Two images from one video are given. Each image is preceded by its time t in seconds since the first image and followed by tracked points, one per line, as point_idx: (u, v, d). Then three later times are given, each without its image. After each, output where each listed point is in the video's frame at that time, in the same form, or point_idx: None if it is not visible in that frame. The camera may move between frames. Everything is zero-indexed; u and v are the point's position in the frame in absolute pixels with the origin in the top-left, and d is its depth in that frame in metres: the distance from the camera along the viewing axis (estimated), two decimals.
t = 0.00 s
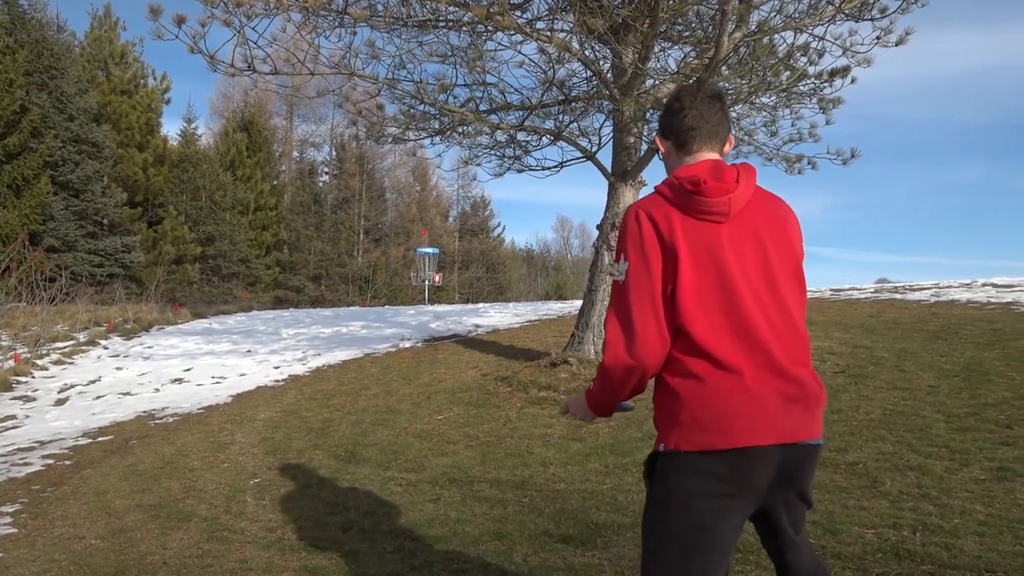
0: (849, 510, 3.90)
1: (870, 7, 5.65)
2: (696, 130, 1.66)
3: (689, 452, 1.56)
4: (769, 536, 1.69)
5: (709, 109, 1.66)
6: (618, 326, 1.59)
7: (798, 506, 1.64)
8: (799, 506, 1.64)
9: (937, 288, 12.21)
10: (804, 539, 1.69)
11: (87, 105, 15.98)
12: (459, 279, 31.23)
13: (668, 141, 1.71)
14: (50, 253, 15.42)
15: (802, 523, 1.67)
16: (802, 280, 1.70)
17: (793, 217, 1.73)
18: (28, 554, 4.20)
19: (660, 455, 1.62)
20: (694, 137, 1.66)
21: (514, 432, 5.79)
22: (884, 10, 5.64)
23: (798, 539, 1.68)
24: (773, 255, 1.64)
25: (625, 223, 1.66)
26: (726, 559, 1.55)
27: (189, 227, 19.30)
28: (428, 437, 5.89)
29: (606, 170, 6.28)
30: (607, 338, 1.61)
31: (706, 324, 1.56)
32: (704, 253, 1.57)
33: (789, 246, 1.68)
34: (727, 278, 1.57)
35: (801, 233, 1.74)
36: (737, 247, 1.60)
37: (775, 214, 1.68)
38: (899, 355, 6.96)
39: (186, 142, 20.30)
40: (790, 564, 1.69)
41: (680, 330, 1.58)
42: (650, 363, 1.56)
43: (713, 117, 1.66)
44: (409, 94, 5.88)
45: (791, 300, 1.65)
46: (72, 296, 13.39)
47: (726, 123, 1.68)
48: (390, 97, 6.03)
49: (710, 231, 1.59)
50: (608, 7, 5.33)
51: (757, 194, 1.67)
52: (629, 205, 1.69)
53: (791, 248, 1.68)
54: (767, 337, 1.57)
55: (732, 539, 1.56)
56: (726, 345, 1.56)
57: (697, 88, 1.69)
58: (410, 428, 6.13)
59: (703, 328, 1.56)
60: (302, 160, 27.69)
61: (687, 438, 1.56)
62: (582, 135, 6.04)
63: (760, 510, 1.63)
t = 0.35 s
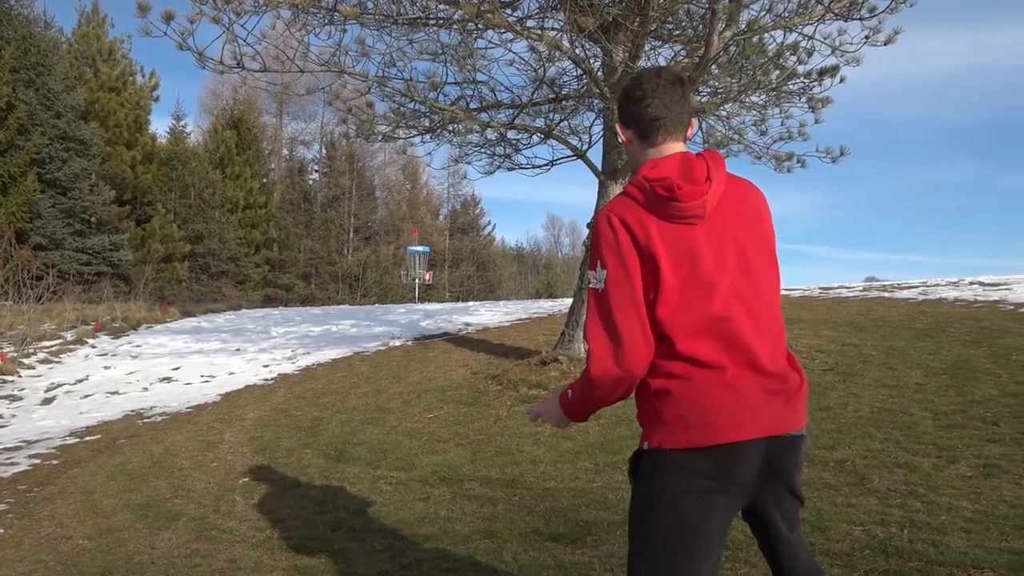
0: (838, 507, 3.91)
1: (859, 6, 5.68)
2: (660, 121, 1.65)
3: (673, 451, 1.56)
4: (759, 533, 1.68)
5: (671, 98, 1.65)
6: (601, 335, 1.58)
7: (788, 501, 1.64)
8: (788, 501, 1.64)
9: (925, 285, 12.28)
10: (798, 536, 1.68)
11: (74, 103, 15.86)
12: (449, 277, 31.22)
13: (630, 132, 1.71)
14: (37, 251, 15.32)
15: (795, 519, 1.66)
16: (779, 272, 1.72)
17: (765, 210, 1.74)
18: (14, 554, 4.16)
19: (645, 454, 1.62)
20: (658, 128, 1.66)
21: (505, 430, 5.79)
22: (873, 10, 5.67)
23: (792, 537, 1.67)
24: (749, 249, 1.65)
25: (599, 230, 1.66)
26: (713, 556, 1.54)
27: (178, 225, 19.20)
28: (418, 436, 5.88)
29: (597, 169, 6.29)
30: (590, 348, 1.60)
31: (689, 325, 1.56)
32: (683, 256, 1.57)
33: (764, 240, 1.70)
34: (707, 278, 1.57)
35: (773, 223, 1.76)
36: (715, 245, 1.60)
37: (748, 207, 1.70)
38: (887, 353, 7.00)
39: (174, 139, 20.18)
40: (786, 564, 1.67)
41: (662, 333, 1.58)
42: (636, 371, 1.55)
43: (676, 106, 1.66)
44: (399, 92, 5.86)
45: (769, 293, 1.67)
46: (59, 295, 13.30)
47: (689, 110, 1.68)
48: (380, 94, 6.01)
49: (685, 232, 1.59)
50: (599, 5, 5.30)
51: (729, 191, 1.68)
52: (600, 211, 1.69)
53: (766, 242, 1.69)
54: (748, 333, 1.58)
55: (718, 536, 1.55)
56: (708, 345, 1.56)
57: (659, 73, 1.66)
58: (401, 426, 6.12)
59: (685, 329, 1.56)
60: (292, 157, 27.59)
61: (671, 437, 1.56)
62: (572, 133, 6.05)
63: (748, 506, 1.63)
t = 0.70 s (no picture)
0: (826, 505, 3.93)
1: (846, 6, 5.71)
2: (638, 117, 1.65)
3: (659, 447, 1.56)
4: (750, 532, 1.68)
5: (648, 94, 1.65)
6: (584, 334, 1.58)
7: (778, 498, 1.63)
8: (779, 499, 1.63)
9: (912, 284, 12.38)
10: (790, 535, 1.67)
11: (61, 101, 15.76)
12: (439, 276, 31.26)
13: (608, 129, 1.71)
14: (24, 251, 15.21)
15: (786, 517, 1.66)
16: (762, 267, 1.72)
17: (745, 203, 1.75)
18: None
19: (632, 453, 1.62)
20: (636, 124, 1.66)
21: (494, 430, 5.79)
22: (860, 10, 5.70)
23: (784, 536, 1.65)
24: (730, 243, 1.65)
25: (578, 228, 1.66)
26: (703, 554, 1.54)
27: (166, 225, 19.10)
28: (408, 435, 5.87)
29: (586, 167, 6.29)
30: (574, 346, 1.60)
31: (672, 321, 1.56)
32: (663, 253, 1.57)
33: (745, 234, 1.70)
34: (688, 274, 1.57)
35: (755, 216, 1.76)
36: (695, 240, 1.60)
37: (728, 201, 1.70)
38: (875, 351, 7.04)
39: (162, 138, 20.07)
40: (780, 564, 1.65)
41: (645, 331, 1.58)
42: (620, 370, 1.55)
43: (653, 102, 1.66)
44: (388, 91, 5.85)
45: (753, 288, 1.67)
46: (46, 295, 13.22)
47: (666, 106, 1.68)
48: (369, 93, 6.00)
49: (665, 228, 1.59)
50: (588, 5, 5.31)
51: (708, 187, 1.69)
52: (579, 209, 1.69)
53: (748, 236, 1.70)
54: (731, 327, 1.59)
55: (707, 534, 1.55)
56: (691, 341, 1.56)
57: (635, 69, 1.66)
58: (390, 426, 6.11)
59: (668, 327, 1.56)
60: (281, 156, 27.50)
61: (657, 434, 1.56)
62: (561, 132, 6.05)
63: (738, 505, 1.63)
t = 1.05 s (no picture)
0: (820, 503, 3.94)
1: (840, 6, 5.72)
2: (633, 114, 1.65)
3: (650, 446, 1.56)
4: (744, 531, 1.68)
5: (643, 89, 1.65)
6: (578, 333, 1.58)
7: (770, 497, 1.63)
8: (771, 497, 1.64)
9: (905, 283, 12.41)
10: (784, 534, 1.67)
11: (54, 101, 15.71)
12: (434, 276, 31.29)
13: (604, 126, 1.71)
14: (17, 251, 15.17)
15: (778, 515, 1.66)
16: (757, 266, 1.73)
17: (741, 203, 1.75)
18: None
19: (624, 454, 1.63)
20: (631, 121, 1.66)
21: (489, 429, 5.79)
22: (854, 9, 5.70)
23: (778, 535, 1.65)
24: (725, 244, 1.66)
25: (573, 227, 1.66)
26: (694, 553, 1.54)
27: (160, 225, 19.05)
28: (403, 435, 5.87)
29: (580, 167, 6.29)
30: (567, 345, 1.60)
31: (665, 321, 1.56)
32: (657, 252, 1.57)
33: (741, 236, 1.70)
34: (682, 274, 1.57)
35: (750, 215, 1.76)
36: (689, 240, 1.61)
37: (724, 201, 1.70)
38: (869, 350, 7.06)
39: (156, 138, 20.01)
40: (775, 563, 1.65)
41: (638, 330, 1.58)
42: (614, 370, 1.55)
43: (649, 98, 1.66)
44: (382, 91, 5.84)
45: (747, 289, 1.67)
46: (40, 295, 13.19)
47: (661, 102, 1.68)
48: (363, 93, 6.00)
49: (660, 228, 1.59)
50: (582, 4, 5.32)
51: (704, 187, 1.69)
52: (575, 207, 1.69)
53: (744, 236, 1.70)
54: (724, 327, 1.59)
55: (699, 532, 1.55)
56: (684, 341, 1.56)
57: (630, 66, 1.65)
58: (385, 426, 6.11)
59: (661, 327, 1.56)
60: (276, 156, 27.47)
61: (648, 433, 1.56)
62: (556, 132, 6.05)
63: (730, 504, 1.63)
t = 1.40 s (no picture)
0: (819, 503, 3.95)
1: (838, 6, 5.72)
2: (634, 110, 1.65)
3: (644, 446, 1.57)
4: (740, 532, 1.67)
5: (644, 87, 1.66)
6: (577, 332, 1.58)
7: (766, 497, 1.63)
8: (767, 497, 1.63)
9: (904, 282, 12.42)
10: (780, 532, 1.66)
11: (53, 101, 15.70)
12: (433, 276, 31.30)
13: (607, 125, 1.71)
14: (16, 251, 15.17)
15: (774, 515, 1.65)
16: (756, 266, 1.71)
17: (743, 203, 1.73)
18: None
19: (620, 453, 1.63)
20: (633, 118, 1.66)
21: (488, 429, 5.79)
22: (852, 9, 5.70)
23: (772, 535, 1.65)
24: (724, 245, 1.65)
25: (574, 226, 1.66)
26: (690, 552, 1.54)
27: (159, 224, 19.04)
28: (402, 435, 5.87)
29: (579, 167, 6.29)
30: (568, 343, 1.61)
31: (663, 322, 1.56)
32: (656, 253, 1.57)
33: (741, 236, 1.69)
34: (679, 274, 1.57)
35: (751, 216, 1.75)
36: (688, 240, 1.60)
37: (725, 201, 1.69)
38: (867, 350, 7.06)
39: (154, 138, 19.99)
40: (770, 561, 1.65)
41: (637, 330, 1.58)
42: (613, 370, 1.55)
43: (650, 95, 1.66)
44: (381, 90, 5.84)
45: (745, 290, 1.66)
46: (39, 295, 13.19)
47: (663, 99, 1.68)
48: (362, 92, 5.99)
49: (659, 228, 1.59)
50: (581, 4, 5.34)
51: (704, 186, 1.68)
52: (577, 206, 1.69)
53: (743, 236, 1.68)
54: (720, 328, 1.59)
55: (694, 530, 1.56)
56: (681, 343, 1.56)
57: (630, 65, 1.67)
58: (384, 425, 6.11)
59: (657, 328, 1.56)
60: (274, 156, 27.47)
61: (642, 432, 1.57)
62: (555, 132, 6.05)
63: (725, 504, 1.63)
